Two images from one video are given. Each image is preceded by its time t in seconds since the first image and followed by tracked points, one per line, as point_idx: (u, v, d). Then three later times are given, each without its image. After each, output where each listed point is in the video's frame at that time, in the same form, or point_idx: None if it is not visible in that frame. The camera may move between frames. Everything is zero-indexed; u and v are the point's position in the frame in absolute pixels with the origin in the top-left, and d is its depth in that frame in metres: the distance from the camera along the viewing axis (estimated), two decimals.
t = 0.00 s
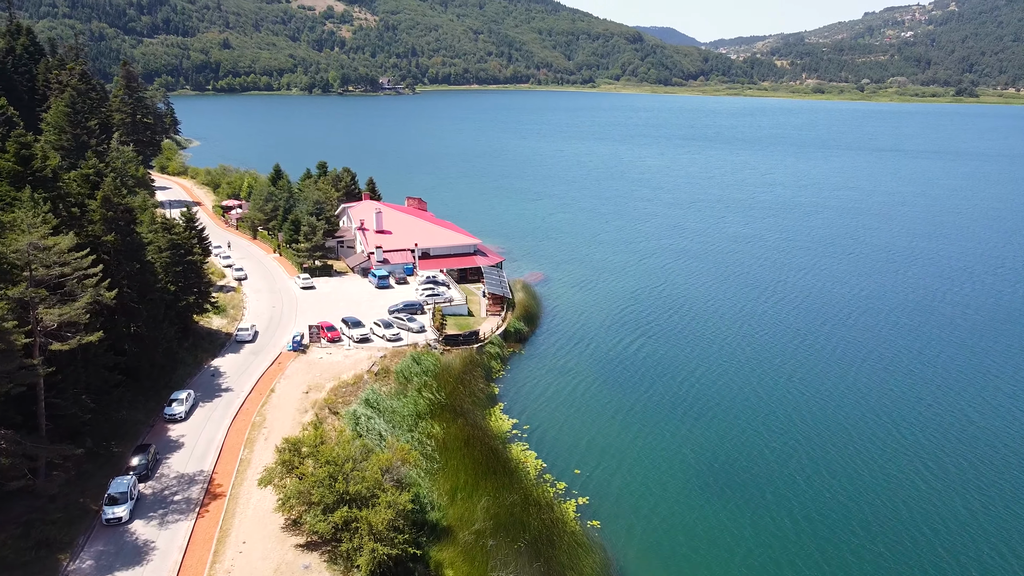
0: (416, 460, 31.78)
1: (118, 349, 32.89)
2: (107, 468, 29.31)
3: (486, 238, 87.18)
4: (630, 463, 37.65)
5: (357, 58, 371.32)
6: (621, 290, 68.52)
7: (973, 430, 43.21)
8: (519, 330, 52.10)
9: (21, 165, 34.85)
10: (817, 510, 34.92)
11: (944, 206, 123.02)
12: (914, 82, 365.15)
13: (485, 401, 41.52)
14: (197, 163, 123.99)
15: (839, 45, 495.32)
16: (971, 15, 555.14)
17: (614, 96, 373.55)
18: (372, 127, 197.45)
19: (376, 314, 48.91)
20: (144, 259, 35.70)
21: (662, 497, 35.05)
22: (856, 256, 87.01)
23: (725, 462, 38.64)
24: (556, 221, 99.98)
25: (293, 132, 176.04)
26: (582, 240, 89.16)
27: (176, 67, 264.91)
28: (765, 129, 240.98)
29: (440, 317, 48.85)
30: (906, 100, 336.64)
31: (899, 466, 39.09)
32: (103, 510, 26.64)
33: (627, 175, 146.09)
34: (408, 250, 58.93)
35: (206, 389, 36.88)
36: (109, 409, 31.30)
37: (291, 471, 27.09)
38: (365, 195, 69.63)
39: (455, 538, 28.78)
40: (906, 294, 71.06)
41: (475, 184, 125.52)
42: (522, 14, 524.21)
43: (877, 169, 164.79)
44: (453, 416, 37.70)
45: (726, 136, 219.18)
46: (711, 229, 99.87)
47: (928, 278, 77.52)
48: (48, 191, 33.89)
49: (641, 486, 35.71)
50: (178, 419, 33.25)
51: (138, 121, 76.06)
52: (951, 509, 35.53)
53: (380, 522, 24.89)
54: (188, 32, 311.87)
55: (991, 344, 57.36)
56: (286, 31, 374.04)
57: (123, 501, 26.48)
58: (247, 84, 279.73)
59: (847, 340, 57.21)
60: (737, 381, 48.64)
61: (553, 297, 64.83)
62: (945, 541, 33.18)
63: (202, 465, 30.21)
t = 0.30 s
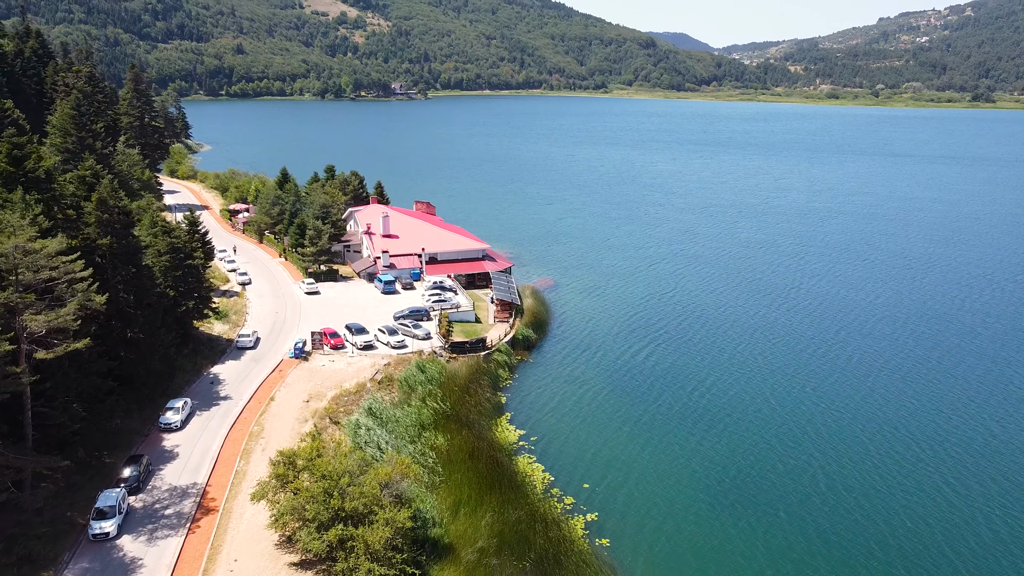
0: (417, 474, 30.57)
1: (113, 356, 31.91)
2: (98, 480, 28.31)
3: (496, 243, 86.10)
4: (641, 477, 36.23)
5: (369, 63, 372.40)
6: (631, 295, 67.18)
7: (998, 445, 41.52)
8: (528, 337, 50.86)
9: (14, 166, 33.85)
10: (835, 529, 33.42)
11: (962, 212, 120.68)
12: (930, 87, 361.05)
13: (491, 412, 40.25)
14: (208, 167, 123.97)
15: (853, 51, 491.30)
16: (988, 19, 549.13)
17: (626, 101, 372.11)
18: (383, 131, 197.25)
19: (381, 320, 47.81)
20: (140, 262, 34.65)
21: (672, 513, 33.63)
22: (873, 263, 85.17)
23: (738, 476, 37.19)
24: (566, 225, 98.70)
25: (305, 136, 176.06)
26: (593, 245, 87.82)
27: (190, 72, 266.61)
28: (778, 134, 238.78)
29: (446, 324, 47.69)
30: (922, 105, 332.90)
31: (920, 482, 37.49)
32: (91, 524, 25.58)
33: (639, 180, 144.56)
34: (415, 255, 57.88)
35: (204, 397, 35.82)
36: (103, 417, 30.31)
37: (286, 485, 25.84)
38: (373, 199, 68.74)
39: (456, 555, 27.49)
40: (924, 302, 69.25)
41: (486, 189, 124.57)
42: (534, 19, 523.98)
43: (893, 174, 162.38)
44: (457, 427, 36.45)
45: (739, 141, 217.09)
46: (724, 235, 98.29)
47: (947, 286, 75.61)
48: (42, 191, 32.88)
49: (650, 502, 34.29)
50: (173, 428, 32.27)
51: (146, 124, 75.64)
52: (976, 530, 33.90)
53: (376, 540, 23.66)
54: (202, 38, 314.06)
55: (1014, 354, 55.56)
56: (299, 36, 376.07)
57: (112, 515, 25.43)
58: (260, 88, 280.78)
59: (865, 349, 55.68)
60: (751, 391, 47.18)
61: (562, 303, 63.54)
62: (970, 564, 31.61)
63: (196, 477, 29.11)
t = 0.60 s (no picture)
0: (418, 488, 29.32)
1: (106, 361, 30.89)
2: (87, 492, 27.27)
3: (505, 247, 84.94)
4: (651, 492, 34.82)
5: (381, 68, 373.28)
6: (641, 301, 65.77)
7: None
8: (536, 344, 49.58)
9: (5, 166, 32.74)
10: (854, 549, 31.85)
11: (982, 218, 118.26)
12: (946, 92, 356.78)
13: (497, 421, 38.94)
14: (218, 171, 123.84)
15: (868, 56, 487.12)
16: (1005, 23, 542.78)
17: (638, 106, 370.47)
18: (394, 136, 196.96)
19: (386, 326, 46.66)
20: (135, 266, 33.58)
21: (683, 530, 32.21)
22: (890, 269, 83.24)
23: (752, 492, 35.72)
24: (577, 230, 97.32)
25: (316, 141, 175.98)
26: (604, 250, 86.41)
27: (203, 77, 268.14)
28: (792, 138, 236.36)
29: (452, 331, 46.44)
30: (938, 110, 328.95)
31: (944, 499, 35.85)
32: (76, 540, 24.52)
33: (651, 185, 142.93)
34: (422, 259, 56.77)
35: (201, 405, 34.78)
36: (94, 425, 29.25)
37: (279, 500, 24.62)
38: (380, 203, 67.78)
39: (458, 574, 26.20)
40: (944, 309, 67.40)
41: (496, 193, 123.47)
42: (547, 24, 523.54)
43: (910, 180, 159.67)
44: (462, 437, 35.18)
45: (753, 146, 214.76)
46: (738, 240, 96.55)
47: (968, 293, 73.66)
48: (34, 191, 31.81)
49: (660, 518, 32.87)
50: (168, 437, 31.26)
51: (154, 128, 75.30)
52: (1004, 552, 32.21)
53: (372, 560, 22.39)
54: (216, 43, 316.06)
55: None
56: (312, 42, 377.97)
57: (98, 530, 24.37)
58: (274, 94, 281.74)
59: (882, 358, 54.04)
60: (765, 402, 45.65)
61: (572, 309, 62.21)
62: None
63: (189, 490, 28.04)
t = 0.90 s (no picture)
0: (419, 502, 28.07)
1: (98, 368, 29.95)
2: (75, 504, 26.24)
3: (514, 252, 83.84)
4: (663, 507, 33.39)
5: (394, 73, 374.04)
6: (652, 307, 64.39)
7: None
8: (545, 352, 48.30)
9: None
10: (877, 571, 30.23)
11: (1002, 224, 115.83)
12: (962, 98, 352.43)
13: (503, 432, 37.62)
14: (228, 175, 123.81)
15: (883, 61, 482.72)
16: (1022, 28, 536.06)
17: (650, 111, 368.54)
18: (405, 140, 196.74)
19: (391, 332, 45.51)
20: (131, 270, 32.63)
21: (695, 548, 30.75)
22: (909, 275, 81.34)
23: (768, 508, 34.17)
24: (587, 235, 95.99)
25: (327, 145, 175.84)
26: (614, 255, 85.06)
27: (217, 82, 269.73)
28: (806, 143, 233.90)
29: (458, 337, 45.24)
30: (954, 116, 324.71)
31: (971, 519, 34.14)
32: (60, 556, 23.46)
33: (663, 190, 141.33)
34: (429, 264, 55.73)
35: (198, 413, 33.71)
36: (85, 434, 28.28)
37: (271, 517, 23.36)
38: (388, 207, 66.86)
39: None
40: (965, 317, 65.53)
41: (506, 197, 122.49)
42: (559, 30, 523.16)
43: (927, 185, 157.09)
44: (467, 449, 33.92)
45: (766, 151, 212.57)
46: (751, 245, 94.92)
47: (989, 301, 71.71)
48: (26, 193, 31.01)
49: (672, 535, 31.39)
50: (162, 447, 30.23)
51: (163, 130, 74.95)
52: None
53: None
54: (229, 48, 318.09)
55: None
56: (325, 48, 379.73)
57: (83, 546, 23.29)
58: (287, 98, 282.69)
59: (901, 367, 52.38)
60: (780, 413, 44.13)
61: (582, 315, 60.89)
62: None
63: (180, 503, 26.93)
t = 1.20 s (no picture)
0: (419, 518, 26.81)
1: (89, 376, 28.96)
2: (62, 517, 25.23)
3: (524, 256, 82.68)
4: (675, 524, 31.95)
5: (406, 78, 374.69)
6: (663, 313, 63.01)
7: None
8: (554, 360, 46.97)
9: None
10: None
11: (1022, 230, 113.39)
12: (979, 103, 348.01)
13: (510, 443, 36.31)
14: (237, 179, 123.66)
15: (898, 66, 477.93)
16: None
17: (663, 116, 366.58)
18: (416, 145, 196.36)
19: (396, 338, 44.38)
20: (126, 272, 31.62)
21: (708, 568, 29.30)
22: (928, 282, 79.39)
23: (785, 527, 32.67)
24: (598, 240, 94.53)
25: (338, 150, 175.65)
26: (626, 260, 83.64)
27: (231, 87, 271.06)
28: (820, 148, 231.27)
29: (465, 344, 44.01)
30: (971, 121, 320.44)
31: (999, 542, 32.52)
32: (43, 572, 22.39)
33: (675, 194, 139.61)
34: (436, 269, 54.59)
35: (194, 422, 32.65)
36: (74, 444, 27.26)
37: (261, 535, 22.12)
38: (395, 211, 65.90)
39: None
40: (986, 326, 63.68)
41: (516, 202, 121.49)
42: (572, 35, 522.98)
43: (944, 190, 154.31)
44: (471, 461, 32.65)
45: (780, 156, 210.16)
46: (765, 250, 93.25)
47: (1010, 308, 69.77)
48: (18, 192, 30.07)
49: (684, 555, 29.96)
50: (155, 457, 29.20)
51: (171, 133, 74.57)
52: None
53: None
54: (243, 54, 319.90)
55: None
56: (339, 53, 381.53)
57: (67, 562, 22.21)
58: (300, 103, 283.27)
59: (922, 378, 50.73)
60: (796, 426, 42.61)
61: (592, 321, 59.58)
62: None
63: (171, 517, 25.84)
